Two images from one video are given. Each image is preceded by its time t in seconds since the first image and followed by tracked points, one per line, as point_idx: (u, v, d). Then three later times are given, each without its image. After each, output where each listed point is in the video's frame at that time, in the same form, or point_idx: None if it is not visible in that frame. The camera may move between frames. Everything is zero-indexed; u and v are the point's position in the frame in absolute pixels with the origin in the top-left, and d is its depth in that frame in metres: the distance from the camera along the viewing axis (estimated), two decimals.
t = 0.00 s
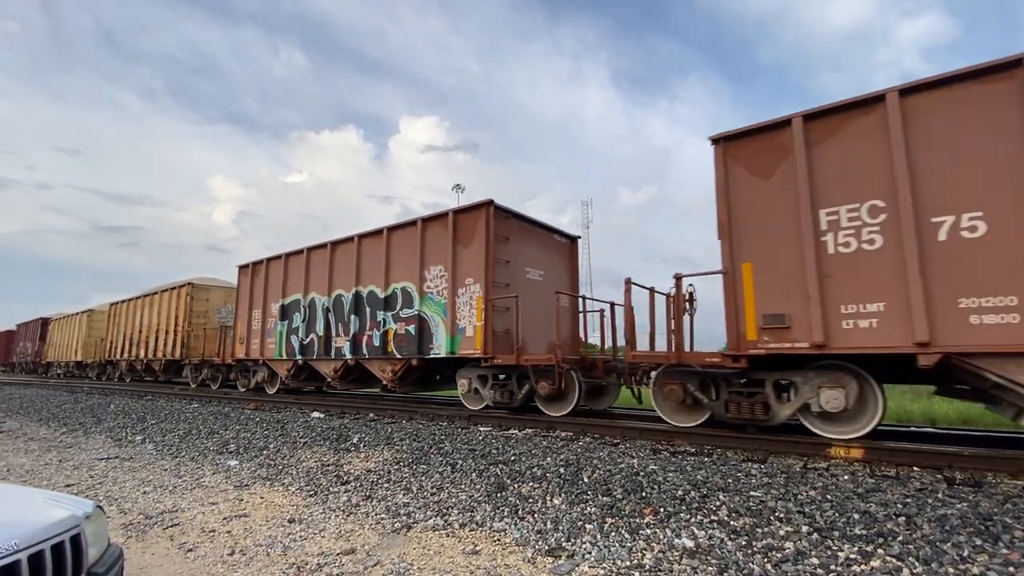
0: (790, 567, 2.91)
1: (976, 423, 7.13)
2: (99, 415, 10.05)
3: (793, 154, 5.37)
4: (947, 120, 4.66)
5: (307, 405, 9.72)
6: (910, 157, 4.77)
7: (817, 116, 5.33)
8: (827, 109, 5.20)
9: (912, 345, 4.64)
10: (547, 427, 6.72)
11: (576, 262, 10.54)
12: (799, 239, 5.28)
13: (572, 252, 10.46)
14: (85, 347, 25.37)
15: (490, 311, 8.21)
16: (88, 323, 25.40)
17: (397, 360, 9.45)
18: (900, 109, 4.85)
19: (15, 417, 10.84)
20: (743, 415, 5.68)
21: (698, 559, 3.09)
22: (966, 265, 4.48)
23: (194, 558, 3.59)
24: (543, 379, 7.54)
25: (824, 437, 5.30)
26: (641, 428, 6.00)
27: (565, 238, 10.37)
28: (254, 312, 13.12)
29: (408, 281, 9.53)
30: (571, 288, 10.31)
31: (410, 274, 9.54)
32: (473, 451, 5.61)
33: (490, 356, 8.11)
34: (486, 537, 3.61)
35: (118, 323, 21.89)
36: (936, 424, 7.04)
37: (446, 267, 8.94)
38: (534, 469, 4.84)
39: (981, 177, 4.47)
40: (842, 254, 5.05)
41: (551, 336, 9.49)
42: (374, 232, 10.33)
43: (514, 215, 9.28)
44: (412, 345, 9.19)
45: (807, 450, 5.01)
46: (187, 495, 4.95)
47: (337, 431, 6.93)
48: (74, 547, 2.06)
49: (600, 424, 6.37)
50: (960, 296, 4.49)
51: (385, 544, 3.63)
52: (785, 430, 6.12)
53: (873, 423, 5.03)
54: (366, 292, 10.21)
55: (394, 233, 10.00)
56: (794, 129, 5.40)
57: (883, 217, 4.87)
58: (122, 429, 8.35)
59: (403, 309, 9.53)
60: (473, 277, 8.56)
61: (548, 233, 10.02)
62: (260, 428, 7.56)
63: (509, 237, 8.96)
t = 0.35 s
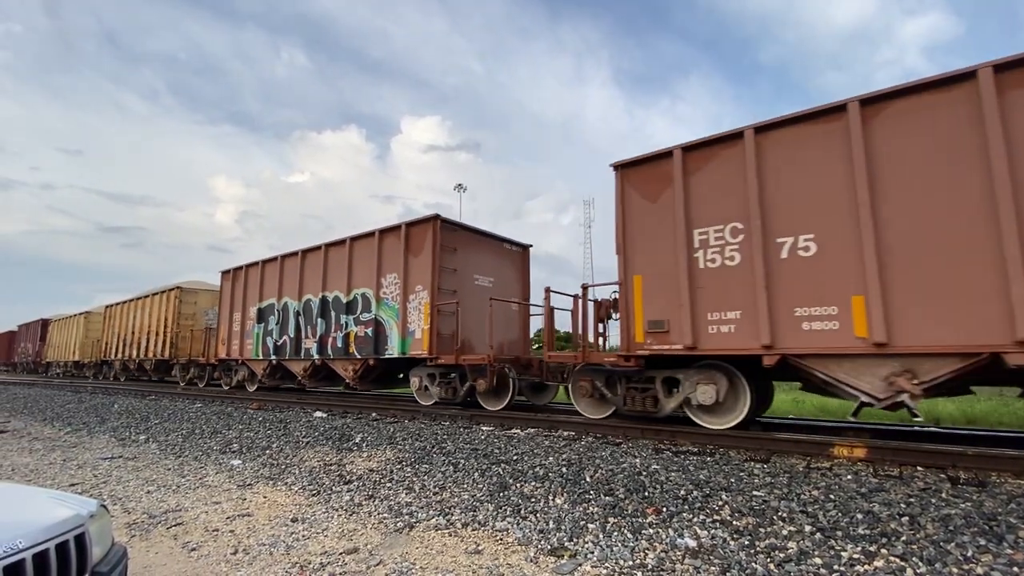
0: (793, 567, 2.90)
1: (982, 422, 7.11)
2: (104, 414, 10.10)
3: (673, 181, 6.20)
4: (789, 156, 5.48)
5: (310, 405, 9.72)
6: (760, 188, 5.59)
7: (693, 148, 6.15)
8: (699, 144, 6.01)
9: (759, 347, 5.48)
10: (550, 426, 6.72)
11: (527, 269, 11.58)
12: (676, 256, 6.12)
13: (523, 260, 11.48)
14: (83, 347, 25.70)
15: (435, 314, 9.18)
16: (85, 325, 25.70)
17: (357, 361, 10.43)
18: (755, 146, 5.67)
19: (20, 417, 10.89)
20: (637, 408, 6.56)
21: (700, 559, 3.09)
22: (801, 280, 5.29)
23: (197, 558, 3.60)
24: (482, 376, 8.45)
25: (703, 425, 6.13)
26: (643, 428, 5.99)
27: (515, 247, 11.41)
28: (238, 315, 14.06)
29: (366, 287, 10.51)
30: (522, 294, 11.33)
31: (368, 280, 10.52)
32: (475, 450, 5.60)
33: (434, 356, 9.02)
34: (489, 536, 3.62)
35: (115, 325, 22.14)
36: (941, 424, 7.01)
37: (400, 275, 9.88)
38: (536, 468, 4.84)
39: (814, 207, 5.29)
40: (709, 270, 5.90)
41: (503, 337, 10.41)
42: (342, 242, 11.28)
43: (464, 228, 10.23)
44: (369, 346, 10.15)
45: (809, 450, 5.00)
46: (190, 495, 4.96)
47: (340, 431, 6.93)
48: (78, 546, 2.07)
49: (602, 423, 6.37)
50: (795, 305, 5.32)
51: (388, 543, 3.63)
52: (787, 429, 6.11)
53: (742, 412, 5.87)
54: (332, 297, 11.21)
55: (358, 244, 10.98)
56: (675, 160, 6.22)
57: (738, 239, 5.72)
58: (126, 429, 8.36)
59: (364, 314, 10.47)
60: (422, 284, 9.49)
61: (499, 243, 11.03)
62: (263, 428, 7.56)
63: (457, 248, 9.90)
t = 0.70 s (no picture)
0: (795, 566, 2.90)
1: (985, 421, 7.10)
2: (106, 413, 10.12)
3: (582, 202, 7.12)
4: (672, 181, 6.32)
5: (312, 404, 9.66)
6: (650, 208, 6.45)
7: (599, 173, 7.07)
8: (602, 169, 6.91)
9: (646, 347, 6.33)
10: (551, 426, 6.71)
11: (485, 273, 12.51)
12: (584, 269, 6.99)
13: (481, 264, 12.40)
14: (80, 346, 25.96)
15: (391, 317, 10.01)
16: (84, 325, 25.82)
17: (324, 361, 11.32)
18: (644, 173, 6.55)
19: (23, 416, 10.92)
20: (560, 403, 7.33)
21: (702, 558, 3.08)
22: (680, 289, 6.13)
23: (199, 556, 3.61)
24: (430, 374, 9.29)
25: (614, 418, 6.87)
26: (645, 427, 5.98)
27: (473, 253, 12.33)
28: (219, 317, 14.99)
29: (332, 292, 11.40)
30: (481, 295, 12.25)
31: (333, 284, 11.42)
32: (476, 450, 5.60)
33: (388, 356, 9.92)
34: (490, 535, 3.62)
35: (113, 324, 22.21)
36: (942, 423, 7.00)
37: (361, 281, 10.76)
38: (538, 467, 4.83)
39: (688, 225, 6.14)
40: (610, 279, 6.78)
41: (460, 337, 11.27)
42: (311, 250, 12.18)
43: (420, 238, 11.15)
44: (333, 347, 11.03)
45: (812, 450, 4.99)
46: (192, 494, 4.97)
47: (342, 430, 6.93)
48: (81, 544, 2.07)
49: (603, 423, 6.36)
50: (675, 310, 6.17)
51: (390, 542, 3.64)
52: (787, 428, 6.11)
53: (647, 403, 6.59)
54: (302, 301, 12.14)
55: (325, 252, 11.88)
56: (584, 183, 7.14)
57: (634, 252, 6.57)
58: (128, 429, 8.32)
59: (329, 316, 11.36)
60: (379, 289, 10.38)
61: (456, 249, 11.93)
62: (265, 427, 7.57)
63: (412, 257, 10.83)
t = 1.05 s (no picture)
0: (796, 565, 2.90)
1: (985, 420, 7.11)
2: (108, 412, 10.15)
3: (510, 218, 7.97)
4: (583, 201, 7.17)
5: (314, 403, 9.71)
6: (565, 225, 7.30)
7: (526, 192, 7.93)
8: (526, 189, 7.76)
9: (558, 347, 7.19)
10: (552, 425, 6.72)
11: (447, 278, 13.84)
12: (506, 280, 7.97)
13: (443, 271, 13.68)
14: (76, 346, 26.26)
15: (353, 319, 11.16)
16: (83, 323, 25.92)
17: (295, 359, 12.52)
18: (560, 193, 7.40)
19: (25, 414, 10.96)
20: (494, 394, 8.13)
21: (703, 557, 3.09)
22: (587, 296, 6.99)
23: (201, 555, 3.62)
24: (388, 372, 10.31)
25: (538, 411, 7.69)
26: (646, 426, 5.99)
27: (435, 260, 13.61)
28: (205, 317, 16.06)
29: (301, 296, 12.61)
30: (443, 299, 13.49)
31: (303, 289, 12.60)
32: (478, 448, 5.61)
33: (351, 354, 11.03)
34: (491, 534, 3.63)
35: (114, 322, 22.30)
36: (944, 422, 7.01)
37: (327, 286, 11.97)
38: (539, 466, 4.85)
39: (594, 241, 7.01)
40: (533, 287, 7.59)
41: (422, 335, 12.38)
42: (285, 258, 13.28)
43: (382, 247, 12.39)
44: (303, 347, 12.21)
45: (814, 449, 5.00)
46: (195, 492, 4.98)
47: (344, 429, 6.96)
48: (85, 542, 2.08)
49: (604, 422, 6.38)
50: (583, 315, 7.02)
51: (391, 540, 3.65)
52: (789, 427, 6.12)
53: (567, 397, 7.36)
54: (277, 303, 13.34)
55: (298, 259, 13.04)
56: (513, 201, 8.00)
57: (552, 263, 7.41)
58: (131, 427, 8.37)
59: (300, 318, 12.56)
60: (343, 294, 11.59)
61: (418, 256, 13.20)
62: (267, 425, 7.59)
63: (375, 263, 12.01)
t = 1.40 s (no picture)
0: (796, 564, 2.90)
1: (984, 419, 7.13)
2: (110, 410, 10.17)
3: (452, 227, 8.51)
4: (512, 213, 7.66)
5: (315, 401, 9.72)
6: (496, 236, 7.82)
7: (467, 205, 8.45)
8: (467, 203, 8.24)
9: (490, 348, 7.71)
10: (553, 423, 6.73)
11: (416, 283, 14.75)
12: (446, 285, 8.52)
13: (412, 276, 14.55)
14: (72, 345, 26.48)
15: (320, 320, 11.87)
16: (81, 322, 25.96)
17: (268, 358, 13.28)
18: (493, 208, 7.91)
19: (27, 412, 10.99)
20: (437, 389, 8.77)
21: (704, 555, 3.09)
22: (514, 301, 7.51)
23: (203, 552, 3.63)
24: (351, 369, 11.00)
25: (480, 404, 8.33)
26: (647, 425, 6.01)
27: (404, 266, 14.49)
28: (191, 318, 16.75)
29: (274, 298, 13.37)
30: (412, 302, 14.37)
31: (276, 293, 13.31)
32: (479, 446, 5.62)
33: (317, 354, 11.73)
34: (492, 532, 3.63)
35: (111, 321, 22.32)
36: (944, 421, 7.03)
37: (298, 290, 12.68)
38: (540, 465, 4.85)
39: (518, 252, 7.54)
40: (470, 292, 8.10)
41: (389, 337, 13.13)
42: (262, 263, 13.95)
43: (349, 253, 13.10)
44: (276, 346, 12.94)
45: (814, 447, 5.01)
46: (196, 490, 4.99)
47: (345, 427, 6.97)
48: (87, 539, 2.09)
49: (605, 420, 6.39)
50: (511, 317, 7.54)
51: (392, 539, 3.65)
52: (789, 425, 6.12)
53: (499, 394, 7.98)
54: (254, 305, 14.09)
55: (273, 264, 13.76)
56: (455, 213, 8.50)
57: (487, 270, 7.90)
58: (133, 425, 8.39)
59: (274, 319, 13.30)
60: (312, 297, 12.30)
61: (387, 262, 14.00)
62: (268, 424, 7.61)
63: (343, 268, 12.73)
